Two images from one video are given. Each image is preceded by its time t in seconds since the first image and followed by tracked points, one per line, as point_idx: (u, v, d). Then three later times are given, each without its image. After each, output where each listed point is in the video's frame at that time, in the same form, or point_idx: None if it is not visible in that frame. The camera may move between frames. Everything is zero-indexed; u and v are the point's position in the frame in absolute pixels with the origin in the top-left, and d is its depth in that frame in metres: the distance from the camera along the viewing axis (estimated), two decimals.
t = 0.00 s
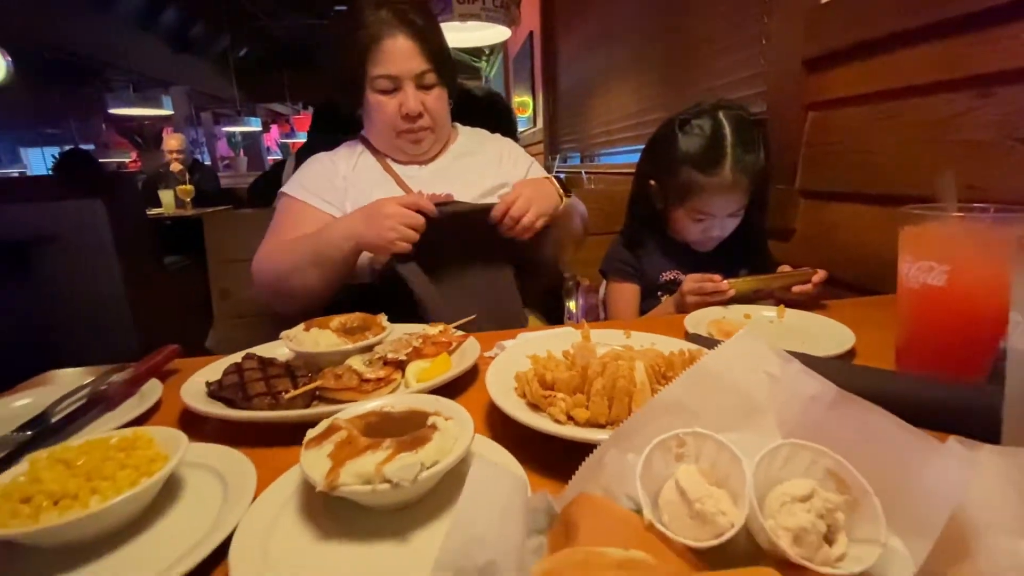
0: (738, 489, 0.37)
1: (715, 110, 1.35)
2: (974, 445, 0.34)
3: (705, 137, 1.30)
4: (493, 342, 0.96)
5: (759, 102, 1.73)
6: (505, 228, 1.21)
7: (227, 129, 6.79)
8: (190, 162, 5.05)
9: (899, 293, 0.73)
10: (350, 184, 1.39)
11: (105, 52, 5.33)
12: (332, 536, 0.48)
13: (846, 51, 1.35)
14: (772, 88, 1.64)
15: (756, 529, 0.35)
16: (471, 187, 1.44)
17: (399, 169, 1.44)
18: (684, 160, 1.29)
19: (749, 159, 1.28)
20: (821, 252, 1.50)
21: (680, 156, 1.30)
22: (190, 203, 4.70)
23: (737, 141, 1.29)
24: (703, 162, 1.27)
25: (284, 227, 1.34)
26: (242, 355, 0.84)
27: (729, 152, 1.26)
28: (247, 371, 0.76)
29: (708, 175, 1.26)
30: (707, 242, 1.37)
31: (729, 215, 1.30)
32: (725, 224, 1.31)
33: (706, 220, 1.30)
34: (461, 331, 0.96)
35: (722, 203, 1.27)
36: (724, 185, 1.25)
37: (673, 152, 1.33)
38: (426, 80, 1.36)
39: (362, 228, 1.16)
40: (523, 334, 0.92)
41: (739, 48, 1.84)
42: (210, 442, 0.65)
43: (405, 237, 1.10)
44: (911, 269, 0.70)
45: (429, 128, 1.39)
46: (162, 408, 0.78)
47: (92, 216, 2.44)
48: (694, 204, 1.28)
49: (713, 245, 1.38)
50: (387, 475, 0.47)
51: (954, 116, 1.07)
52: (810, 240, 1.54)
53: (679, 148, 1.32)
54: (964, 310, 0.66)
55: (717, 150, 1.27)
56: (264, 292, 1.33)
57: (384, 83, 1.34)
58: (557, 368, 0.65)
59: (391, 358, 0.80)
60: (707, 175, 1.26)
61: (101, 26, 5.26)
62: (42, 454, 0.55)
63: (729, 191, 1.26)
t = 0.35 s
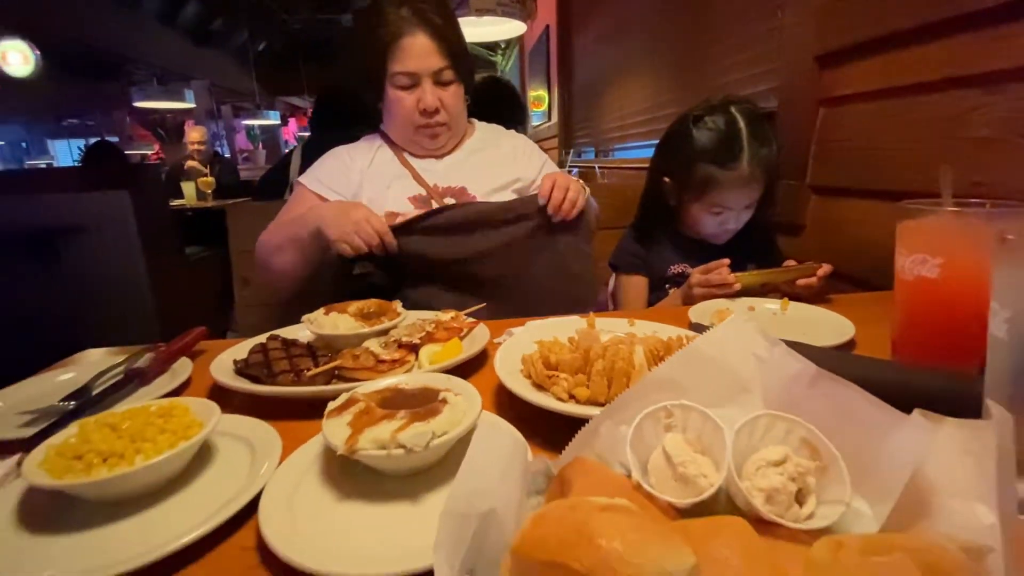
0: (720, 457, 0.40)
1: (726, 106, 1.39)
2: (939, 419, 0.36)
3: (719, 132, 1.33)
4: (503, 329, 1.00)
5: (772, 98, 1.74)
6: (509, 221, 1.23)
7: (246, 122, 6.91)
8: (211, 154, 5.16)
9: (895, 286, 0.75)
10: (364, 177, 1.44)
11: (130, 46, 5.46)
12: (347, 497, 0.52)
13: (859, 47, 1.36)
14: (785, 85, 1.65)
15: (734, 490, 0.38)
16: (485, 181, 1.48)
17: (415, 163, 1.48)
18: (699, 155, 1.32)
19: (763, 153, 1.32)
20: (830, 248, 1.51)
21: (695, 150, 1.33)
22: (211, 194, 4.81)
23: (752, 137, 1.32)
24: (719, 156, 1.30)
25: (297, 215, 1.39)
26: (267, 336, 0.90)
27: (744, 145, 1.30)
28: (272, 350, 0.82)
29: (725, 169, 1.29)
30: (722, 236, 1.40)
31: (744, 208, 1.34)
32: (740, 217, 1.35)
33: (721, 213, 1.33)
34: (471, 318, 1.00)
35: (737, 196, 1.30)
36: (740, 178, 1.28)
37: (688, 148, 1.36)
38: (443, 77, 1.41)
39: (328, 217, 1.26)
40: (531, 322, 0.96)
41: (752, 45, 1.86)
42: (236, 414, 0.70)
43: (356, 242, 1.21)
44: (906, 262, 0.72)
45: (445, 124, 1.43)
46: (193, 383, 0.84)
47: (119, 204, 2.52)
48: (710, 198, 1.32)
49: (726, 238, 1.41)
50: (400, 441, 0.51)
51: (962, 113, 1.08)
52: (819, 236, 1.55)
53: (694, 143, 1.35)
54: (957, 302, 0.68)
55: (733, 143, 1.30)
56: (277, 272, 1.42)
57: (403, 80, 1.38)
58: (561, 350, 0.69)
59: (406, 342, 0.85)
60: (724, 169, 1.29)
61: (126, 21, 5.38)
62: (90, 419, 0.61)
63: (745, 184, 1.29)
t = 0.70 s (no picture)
0: (709, 430, 0.44)
1: (740, 100, 1.42)
2: (909, 399, 0.40)
3: (734, 124, 1.36)
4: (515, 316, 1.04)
5: (785, 93, 1.75)
6: (500, 210, 1.31)
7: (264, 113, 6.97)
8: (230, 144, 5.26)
9: (893, 280, 0.78)
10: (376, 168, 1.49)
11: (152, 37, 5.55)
12: (369, 464, 0.57)
13: (872, 43, 1.37)
14: (799, 80, 1.65)
15: (721, 459, 0.42)
16: (497, 174, 1.52)
17: (429, 157, 1.53)
18: (715, 147, 1.35)
19: (779, 144, 1.34)
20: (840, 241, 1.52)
21: (712, 142, 1.36)
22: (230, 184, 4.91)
23: (767, 129, 1.35)
24: (736, 146, 1.33)
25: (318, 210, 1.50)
26: (292, 319, 0.96)
27: (760, 136, 1.32)
28: (297, 331, 0.87)
29: (741, 159, 1.31)
30: (736, 227, 1.42)
31: (759, 198, 1.36)
32: (756, 208, 1.37)
33: (738, 204, 1.36)
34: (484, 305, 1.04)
35: (753, 186, 1.32)
36: (756, 169, 1.31)
37: (704, 140, 1.39)
38: (455, 74, 1.44)
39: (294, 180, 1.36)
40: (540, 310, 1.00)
41: (767, 39, 1.86)
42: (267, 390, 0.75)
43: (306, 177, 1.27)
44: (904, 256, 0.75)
45: (456, 120, 1.47)
46: (224, 361, 0.90)
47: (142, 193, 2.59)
48: (726, 189, 1.34)
49: (741, 229, 1.43)
50: (419, 413, 0.56)
51: (973, 109, 1.09)
52: (829, 230, 1.56)
53: (710, 136, 1.37)
54: (954, 295, 0.70)
55: (748, 135, 1.33)
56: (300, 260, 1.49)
57: (416, 77, 1.42)
58: (567, 336, 0.74)
59: (422, 326, 0.90)
60: (741, 160, 1.31)
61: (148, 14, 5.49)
62: (138, 389, 0.67)
63: (761, 175, 1.31)
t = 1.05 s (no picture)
0: (705, 392, 0.48)
1: (755, 83, 1.44)
2: (890, 364, 0.44)
3: (750, 105, 1.38)
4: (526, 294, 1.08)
5: (800, 78, 1.74)
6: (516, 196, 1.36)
7: (279, 97, 6.98)
8: (246, 127, 5.32)
9: (894, 262, 0.80)
10: (389, 152, 1.53)
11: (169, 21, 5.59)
12: (390, 423, 0.62)
13: (889, 27, 1.36)
14: (814, 65, 1.65)
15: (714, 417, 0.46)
16: (510, 160, 1.55)
17: (443, 142, 1.56)
18: (730, 128, 1.37)
19: (794, 127, 1.36)
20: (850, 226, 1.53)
21: (727, 123, 1.37)
22: (247, 167, 4.97)
23: (782, 110, 1.36)
24: (751, 128, 1.35)
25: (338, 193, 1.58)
26: (316, 293, 1.01)
27: (775, 117, 1.34)
28: (321, 304, 0.93)
29: (755, 141, 1.34)
30: (748, 209, 1.44)
31: (771, 180, 1.38)
32: (767, 189, 1.39)
33: (750, 185, 1.38)
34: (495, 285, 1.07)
35: (766, 167, 1.35)
36: (770, 149, 1.33)
37: (718, 121, 1.40)
38: (466, 60, 1.47)
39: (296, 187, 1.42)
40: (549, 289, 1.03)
41: (784, 24, 1.85)
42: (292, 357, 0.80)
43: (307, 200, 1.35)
44: (905, 238, 0.77)
45: (467, 106, 1.50)
46: (251, 332, 0.95)
47: (162, 175, 2.64)
48: (739, 169, 1.36)
49: (752, 212, 1.46)
50: (437, 375, 0.61)
51: (987, 95, 1.09)
52: (839, 215, 1.57)
53: (725, 117, 1.39)
54: (952, 276, 0.72)
55: (763, 116, 1.35)
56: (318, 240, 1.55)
57: (428, 63, 1.45)
58: (575, 311, 0.77)
59: (438, 302, 0.94)
60: (755, 140, 1.33)
61: None
62: (177, 352, 0.72)
63: (773, 156, 1.34)
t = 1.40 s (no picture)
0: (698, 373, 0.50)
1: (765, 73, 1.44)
2: (873, 345, 0.46)
3: (755, 94, 1.38)
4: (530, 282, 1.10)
5: (808, 68, 1.73)
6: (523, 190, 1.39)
7: (287, 85, 7.17)
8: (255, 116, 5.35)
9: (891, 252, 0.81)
10: (394, 144, 1.55)
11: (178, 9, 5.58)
12: (395, 402, 0.64)
13: (899, 17, 1.35)
14: (821, 55, 1.65)
15: (703, 395, 0.48)
16: (514, 151, 1.57)
17: (449, 135, 1.56)
18: (733, 115, 1.38)
19: (798, 117, 1.35)
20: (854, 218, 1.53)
21: (730, 111, 1.38)
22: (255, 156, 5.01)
23: (786, 99, 1.36)
24: (754, 116, 1.35)
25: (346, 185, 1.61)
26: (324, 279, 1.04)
27: (778, 107, 1.34)
28: (329, 289, 0.95)
29: (757, 129, 1.34)
30: (751, 199, 1.45)
31: (773, 170, 1.38)
32: (768, 180, 1.39)
33: (750, 174, 1.38)
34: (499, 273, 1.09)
35: (766, 156, 1.35)
36: (770, 138, 1.33)
37: (722, 109, 1.41)
38: (468, 56, 1.50)
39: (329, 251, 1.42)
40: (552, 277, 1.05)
41: (792, 14, 1.84)
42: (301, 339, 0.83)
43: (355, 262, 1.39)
44: (901, 228, 0.78)
45: (470, 100, 1.52)
46: (262, 316, 0.98)
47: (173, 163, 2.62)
48: (740, 158, 1.37)
49: (754, 203, 1.46)
50: (441, 355, 0.63)
51: (992, 87, 1.10)
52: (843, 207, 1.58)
53: (730, 106, 1.40)
54: (946, 264, 0.74)
55: (767, 105, 1.35)
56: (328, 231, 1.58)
57: (431, 58, 1.50)
58: (575, 297, 0.80)
59: (443, 288, 0.97)
60: (756, 129, 1.34)
61: None
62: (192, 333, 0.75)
63: (774, 146, 1.34)
